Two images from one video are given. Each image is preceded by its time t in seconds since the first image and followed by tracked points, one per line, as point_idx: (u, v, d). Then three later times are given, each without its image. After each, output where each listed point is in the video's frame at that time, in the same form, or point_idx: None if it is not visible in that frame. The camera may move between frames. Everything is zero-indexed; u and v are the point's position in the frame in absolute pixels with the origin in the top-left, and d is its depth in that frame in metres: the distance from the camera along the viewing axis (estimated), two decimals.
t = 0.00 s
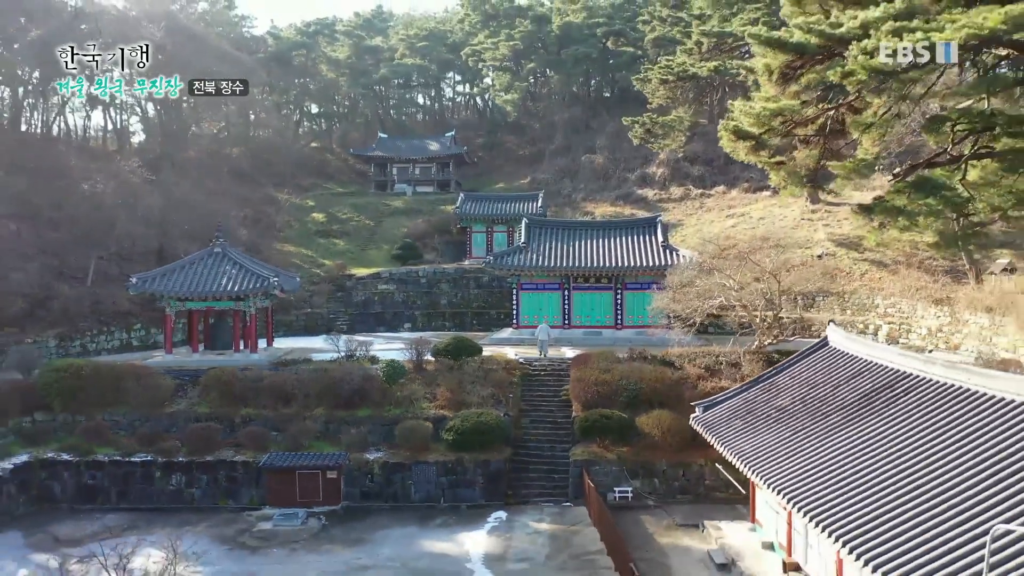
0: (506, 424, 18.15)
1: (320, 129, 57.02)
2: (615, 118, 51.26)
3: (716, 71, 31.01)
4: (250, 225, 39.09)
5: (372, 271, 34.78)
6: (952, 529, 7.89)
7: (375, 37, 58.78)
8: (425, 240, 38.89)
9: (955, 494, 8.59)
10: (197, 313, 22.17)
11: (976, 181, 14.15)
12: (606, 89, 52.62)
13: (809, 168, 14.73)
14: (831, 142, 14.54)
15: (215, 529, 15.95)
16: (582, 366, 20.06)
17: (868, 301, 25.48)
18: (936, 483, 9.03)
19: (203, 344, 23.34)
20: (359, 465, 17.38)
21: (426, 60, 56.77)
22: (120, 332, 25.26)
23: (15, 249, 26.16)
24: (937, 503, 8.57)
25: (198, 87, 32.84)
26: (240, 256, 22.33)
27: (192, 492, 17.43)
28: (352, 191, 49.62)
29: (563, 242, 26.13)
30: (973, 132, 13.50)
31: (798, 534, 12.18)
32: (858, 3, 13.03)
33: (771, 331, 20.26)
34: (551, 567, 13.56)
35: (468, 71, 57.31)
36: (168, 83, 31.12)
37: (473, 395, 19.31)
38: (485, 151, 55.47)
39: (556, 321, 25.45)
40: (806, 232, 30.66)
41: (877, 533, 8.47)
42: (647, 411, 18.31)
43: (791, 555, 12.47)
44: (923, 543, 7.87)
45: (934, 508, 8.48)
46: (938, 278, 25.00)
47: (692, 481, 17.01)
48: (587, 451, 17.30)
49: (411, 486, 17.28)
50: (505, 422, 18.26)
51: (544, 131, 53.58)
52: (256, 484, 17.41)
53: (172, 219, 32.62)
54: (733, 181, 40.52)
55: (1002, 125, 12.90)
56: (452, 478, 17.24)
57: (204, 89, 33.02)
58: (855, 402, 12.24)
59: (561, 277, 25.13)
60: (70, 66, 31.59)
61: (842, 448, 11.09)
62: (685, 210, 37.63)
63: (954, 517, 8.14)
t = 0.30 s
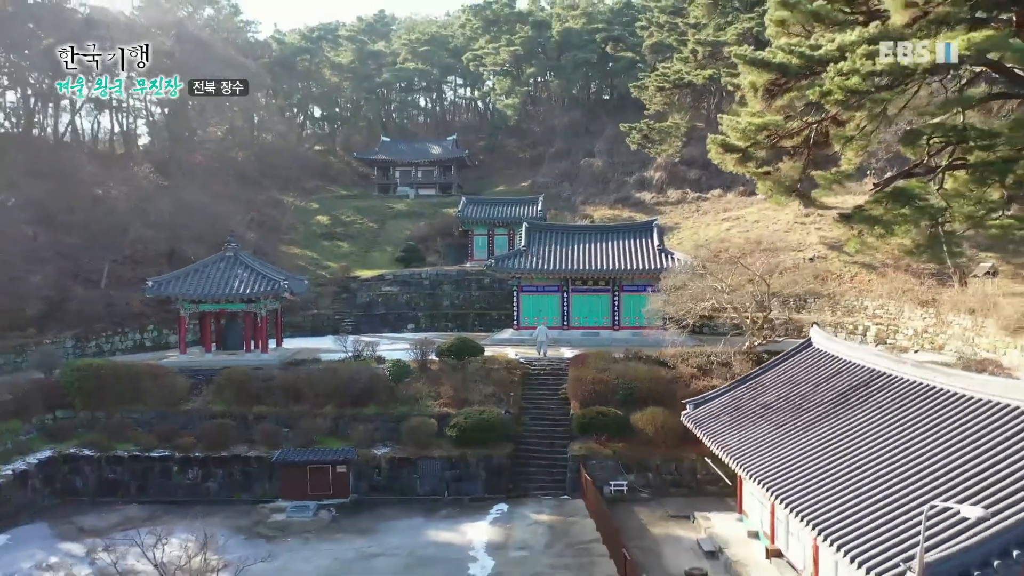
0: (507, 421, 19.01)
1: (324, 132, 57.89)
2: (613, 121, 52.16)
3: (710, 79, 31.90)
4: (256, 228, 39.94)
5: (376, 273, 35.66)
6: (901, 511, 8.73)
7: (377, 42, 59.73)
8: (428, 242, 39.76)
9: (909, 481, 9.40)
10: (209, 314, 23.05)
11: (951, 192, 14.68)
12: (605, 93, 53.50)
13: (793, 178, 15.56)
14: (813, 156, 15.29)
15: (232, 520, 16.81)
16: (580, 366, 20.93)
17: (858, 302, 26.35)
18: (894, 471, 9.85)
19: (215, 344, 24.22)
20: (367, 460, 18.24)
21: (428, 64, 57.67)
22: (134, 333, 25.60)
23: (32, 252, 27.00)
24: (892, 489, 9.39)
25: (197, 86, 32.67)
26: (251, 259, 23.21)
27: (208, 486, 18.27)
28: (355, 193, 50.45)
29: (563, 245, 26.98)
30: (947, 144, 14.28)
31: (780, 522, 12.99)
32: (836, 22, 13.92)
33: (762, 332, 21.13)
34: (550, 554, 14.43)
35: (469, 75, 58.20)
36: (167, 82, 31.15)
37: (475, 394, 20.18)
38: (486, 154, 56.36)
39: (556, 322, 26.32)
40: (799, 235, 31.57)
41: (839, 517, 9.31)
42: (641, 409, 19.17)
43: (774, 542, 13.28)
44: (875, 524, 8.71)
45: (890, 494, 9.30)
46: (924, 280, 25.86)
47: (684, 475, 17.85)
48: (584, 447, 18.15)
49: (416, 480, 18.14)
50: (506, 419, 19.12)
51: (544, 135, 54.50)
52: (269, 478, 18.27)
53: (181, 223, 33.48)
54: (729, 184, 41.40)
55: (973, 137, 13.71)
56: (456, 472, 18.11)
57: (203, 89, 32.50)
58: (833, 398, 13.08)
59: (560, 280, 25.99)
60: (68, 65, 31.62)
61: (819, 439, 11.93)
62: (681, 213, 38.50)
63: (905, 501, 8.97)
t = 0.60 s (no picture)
0: (507, 418, 19.90)
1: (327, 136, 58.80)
2: (612, 126, 53.08)
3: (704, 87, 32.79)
4: (263, 231, 40.84)
5: (380, 276, 36.55)
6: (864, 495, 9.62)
7: (380, 47, 60.70)
8: (430, 245, 40.67)
9: (873, 469, 10.28)
10: (221, 316, 23.98)
11: (927, 202, 15.57)
12: (604, 97, 54.40)
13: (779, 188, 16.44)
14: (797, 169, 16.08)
15: (246, 513, 17.70)
16: (578, 366, 21.83)
17: (847, 305, 27.20)
18: (862, 460, 10.72)
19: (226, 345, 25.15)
20: (374, 456, 19.13)
21: (429, 68, 58.53)
22: (147, 334, 26.59)
23: (48, 255, 27.92)
24: (859, 477, 10.28)
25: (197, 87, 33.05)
26: (261, 263, 24.12)
27: (222, 480, 19.16)
28: (358, 197, 51.30)
29: (561, 249, 27.89)
30: (923, 156, 15.08)
31: (763, 511, 13.84)
32: (815, 41, 14.87)
33: (752, 333, 21.99)
34: (548, 543, 15.34)
35: (469, 79, 59.10)
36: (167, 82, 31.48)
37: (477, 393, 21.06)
38: (487, 157, 57.27)
39: (554, 324, 27.22)
40: (791, 239, 32.48)
41: (812, 503, 10.18)
42: (636, 406, 20.07)
43: (758, 531, 14.14)
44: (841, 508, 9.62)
45: (856, 481, 10.18)
46: (911, 283, 26.75)
47: (676, 471, 18.71)
48: (582, 443, 19.03)
49: (421, 475, 19.03)
50: (506, 416, 20.02)
51: (544, 139, 55.41)
52: (281, 474, 19.16)
53: (190, 226, 34.36)
54: (725, 189, 42.28)
55: (947, 149, 14.58)
56: (459, 467, 19.04)
57: (203, 89, 33.26)
58: (813, 395, 13.95)
59: (559, 283, 26.90)
60: (69, 66, 32.26)
61: (798, 433, 12.79)
62: (678, 217, 39.38)
63: (870, 487, 9.84)
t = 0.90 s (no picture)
0: (508, 416, 20.83)
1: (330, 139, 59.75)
2: (611, 130, 54.01)
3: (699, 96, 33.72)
4: (269, 234, 41.74)
5: (384, 278, 37.50)
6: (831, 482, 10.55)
7: (382, 52, 61.67)
8: (432, 248, 41.61)
9: (842, 456, 11.20)
10: (232, 319, 24.90)
11: (904, 211, 16.55)
12: (603, 101, 55.33)
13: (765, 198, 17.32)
14: (782, 180, 16.93)
15: (260, 506, 18.63)
16: (576, 366, 22.78)
17: (837, 307, 28.13)
18: (833, 448, 11.64)
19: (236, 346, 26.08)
20: (381, 452, 20.06)
21: (431, 73, 59.48)
22: (160, 335, 27.55)
23: (63, 258, 28.83)
24: (829, 463, 11.20)
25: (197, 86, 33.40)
26: (270, 267, 25.05)
27: (236, 475, 20.10)
28: (361, 200, 52.23)
29: (560, 253, 28.81)
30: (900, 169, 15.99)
31: (747, 503, 14.77)
32: (797, 60, 15.84)
33: (742, 334, 22.94)
34: (546, 534, 16.26)
35: (470, 83, 60.07)
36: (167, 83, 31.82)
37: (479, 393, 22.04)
38: (488, 161, 58.22)
39: (553, 325, 28.16)
40: (784, 243, 33.43)
41: (786, 489, 11.12)
42: (631, 405, 21.01)
43: (742, 521, 15.06)
44: (810, 493, 10.56)
45: (826, 468, 11.10)
46: (898, 286, 27.68)
47: (669, 466, 19.64)
48: (579, 440, 19.96)
49: (425, 470, 19.96)
50: (507, 414, 20.95)
51: (543, 142, 56.29)
52: (292, 469, 20.10)
53: (199, 230, 35.30)
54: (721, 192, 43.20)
55: (923, 162, 15.64)
56: (462, 463, 19.97)
57: (203, 89, 34.21)
58: (793, 392, 14.87)
59: (558, 285, 27.83)
60: (69, 66, 32.80)
61: (778, 426, 13.71)
62: (675, 220, 40.31)
63: (836, 473, 10.78)
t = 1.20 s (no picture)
0: (508, 414, 21.78)
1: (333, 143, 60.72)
2: (609, 134, 54.96)
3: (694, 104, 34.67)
4: (274, 236, 42.65)
5: (387, 280, 38.48)
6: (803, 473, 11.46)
7: (384, 57, 62.69)
8: (434, 251, 42.59)
9: (815, 448, 12.12)
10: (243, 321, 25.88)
11: (882, 220, 17.44)
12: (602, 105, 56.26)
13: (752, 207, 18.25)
14: (768, 190, 17.83)
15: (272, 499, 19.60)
16: (574, 367, 23.74)
17: (826, 309, 29.09)
18: (808, 441, 12.56)
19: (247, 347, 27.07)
20: (387, 448, 21.03)
21: (432, 77, 60.46)
22: (172, 336, 28.53)
23: (78, 262, 29.78)
24: (803, 454, 12.11)
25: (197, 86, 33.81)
26: (279, 271, 26.01)
27: (249, 471, 21.07)
28: (364, 203, 53.18)
29: (559, 256, 29.76)
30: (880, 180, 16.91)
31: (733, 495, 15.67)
32: (781, 79, 16.88)
33: (733, 336, 23.91)
34: (545, 525, 17.22)
35: (471, 88, 61.08)
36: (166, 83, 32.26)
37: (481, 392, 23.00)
38: (488, 164, 59.21)
39: (552, 326, 29.14)
40: (776, 247, 34.42)
41: (763, 479, 12.03)
42: (626, 404, 21.98)
43: (729, 513, 15.96)
44: (785, 483, 11.46)
45: (801, 460, 12.01)
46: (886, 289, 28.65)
47: (662, 462, 20.61)
48: (576, 437, 20.93)
49: (430, 466, 20.94)
50: (507, 413, 21.88)
51: (543, 147, 57.27)
52: (302, 465, 21.06)
53: (207, 234, 36.32)
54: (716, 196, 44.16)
55: (902, 173, 16.55)
56: (464, 459, 20.96)
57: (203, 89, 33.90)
58: (776, 391, 15.80)
59: (556, 288, 28.81)
60: (68, 66, 32.40)
61: (760, 422, 14.64)
62: (671, 224, 41.30)
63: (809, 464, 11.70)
